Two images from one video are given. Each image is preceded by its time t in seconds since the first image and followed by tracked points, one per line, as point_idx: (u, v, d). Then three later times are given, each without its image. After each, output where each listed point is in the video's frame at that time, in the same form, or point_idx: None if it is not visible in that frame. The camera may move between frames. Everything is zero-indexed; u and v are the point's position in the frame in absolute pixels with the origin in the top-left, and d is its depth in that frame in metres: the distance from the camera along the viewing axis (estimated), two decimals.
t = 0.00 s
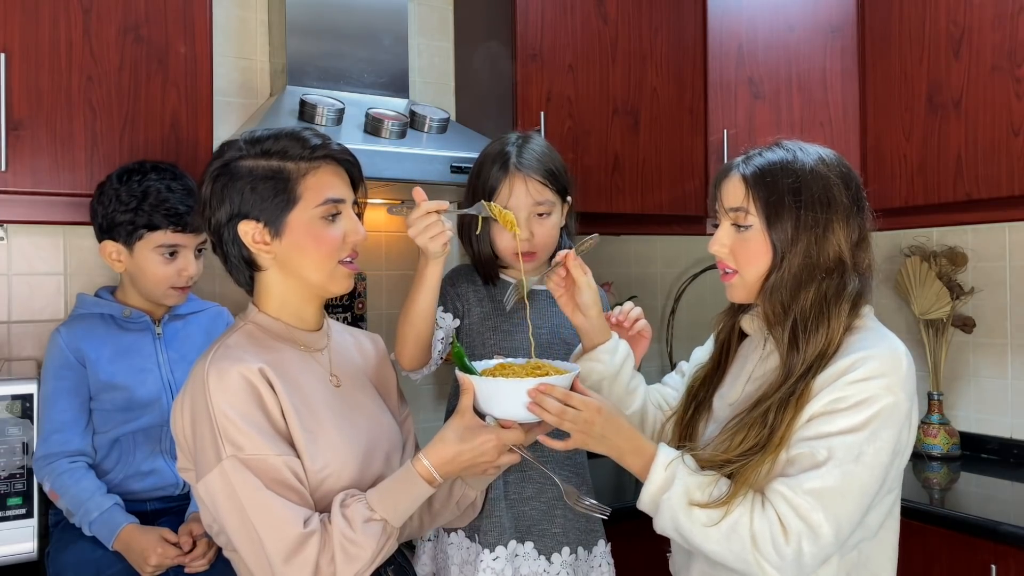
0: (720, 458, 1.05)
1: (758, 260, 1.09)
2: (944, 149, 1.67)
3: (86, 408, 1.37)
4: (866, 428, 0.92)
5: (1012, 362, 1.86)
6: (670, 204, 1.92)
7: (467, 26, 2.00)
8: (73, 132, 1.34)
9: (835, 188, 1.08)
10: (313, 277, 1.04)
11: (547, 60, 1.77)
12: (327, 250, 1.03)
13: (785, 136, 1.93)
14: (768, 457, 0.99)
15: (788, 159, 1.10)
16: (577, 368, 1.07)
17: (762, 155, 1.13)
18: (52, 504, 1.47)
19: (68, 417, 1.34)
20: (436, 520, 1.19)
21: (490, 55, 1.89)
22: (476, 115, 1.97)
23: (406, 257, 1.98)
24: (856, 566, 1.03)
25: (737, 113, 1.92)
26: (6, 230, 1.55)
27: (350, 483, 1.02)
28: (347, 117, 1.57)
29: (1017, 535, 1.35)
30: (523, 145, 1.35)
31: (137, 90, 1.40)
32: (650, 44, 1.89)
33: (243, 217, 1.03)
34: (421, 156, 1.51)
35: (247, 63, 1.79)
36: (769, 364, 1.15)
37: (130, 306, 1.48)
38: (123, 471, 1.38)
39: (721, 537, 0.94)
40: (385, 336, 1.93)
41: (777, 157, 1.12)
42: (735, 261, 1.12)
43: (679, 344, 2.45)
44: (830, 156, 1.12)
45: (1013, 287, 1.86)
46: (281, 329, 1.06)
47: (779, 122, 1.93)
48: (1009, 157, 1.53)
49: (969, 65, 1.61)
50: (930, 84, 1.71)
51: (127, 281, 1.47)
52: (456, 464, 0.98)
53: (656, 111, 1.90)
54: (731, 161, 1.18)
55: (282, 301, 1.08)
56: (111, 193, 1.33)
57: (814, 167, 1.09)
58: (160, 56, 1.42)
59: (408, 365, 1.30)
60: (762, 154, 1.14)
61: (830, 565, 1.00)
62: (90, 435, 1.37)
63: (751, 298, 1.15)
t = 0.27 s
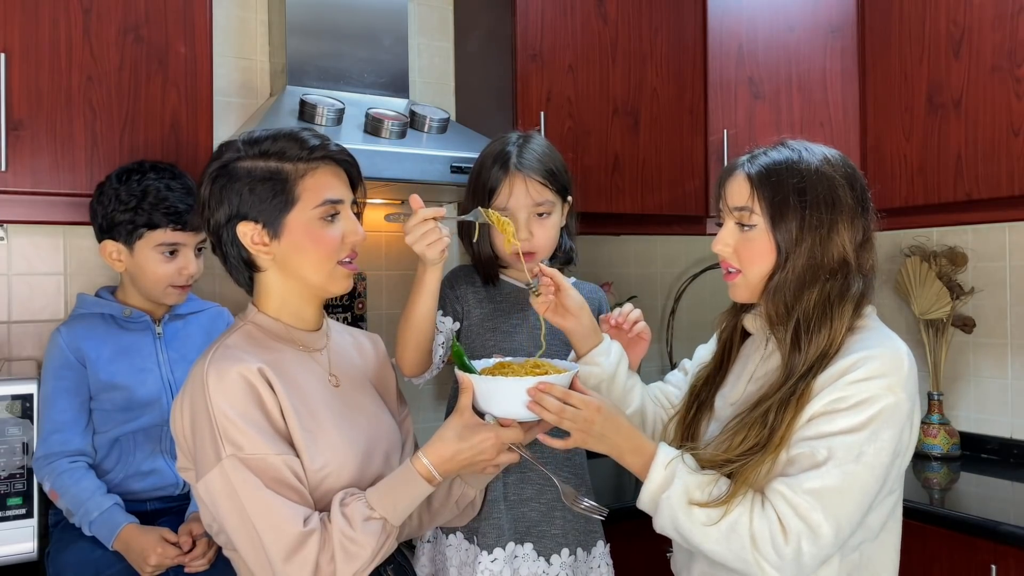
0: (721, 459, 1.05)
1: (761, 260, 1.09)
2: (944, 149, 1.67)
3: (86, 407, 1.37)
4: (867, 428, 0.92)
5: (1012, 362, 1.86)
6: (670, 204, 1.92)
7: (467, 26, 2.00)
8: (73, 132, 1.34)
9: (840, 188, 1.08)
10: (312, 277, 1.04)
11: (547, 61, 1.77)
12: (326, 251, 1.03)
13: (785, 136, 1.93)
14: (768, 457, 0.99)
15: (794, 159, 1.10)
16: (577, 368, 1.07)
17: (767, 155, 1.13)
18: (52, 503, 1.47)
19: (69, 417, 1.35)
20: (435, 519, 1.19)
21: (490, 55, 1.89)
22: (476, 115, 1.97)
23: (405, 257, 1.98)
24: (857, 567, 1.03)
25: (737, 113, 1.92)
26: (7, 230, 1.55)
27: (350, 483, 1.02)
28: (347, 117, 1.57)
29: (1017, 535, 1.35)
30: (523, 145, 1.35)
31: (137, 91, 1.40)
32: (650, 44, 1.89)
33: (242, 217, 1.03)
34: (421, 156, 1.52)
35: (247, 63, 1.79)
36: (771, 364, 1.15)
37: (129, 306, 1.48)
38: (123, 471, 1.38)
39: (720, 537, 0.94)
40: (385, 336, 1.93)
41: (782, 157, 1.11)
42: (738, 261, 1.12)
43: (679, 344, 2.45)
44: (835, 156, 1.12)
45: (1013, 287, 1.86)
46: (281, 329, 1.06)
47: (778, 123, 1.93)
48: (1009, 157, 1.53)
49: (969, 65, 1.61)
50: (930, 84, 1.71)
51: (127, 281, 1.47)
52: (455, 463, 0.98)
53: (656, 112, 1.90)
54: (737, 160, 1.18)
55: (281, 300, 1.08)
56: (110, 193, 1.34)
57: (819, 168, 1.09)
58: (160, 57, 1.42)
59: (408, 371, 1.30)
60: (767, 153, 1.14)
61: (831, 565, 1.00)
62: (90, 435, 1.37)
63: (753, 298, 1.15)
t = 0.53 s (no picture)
0: (723, 459, 1.05)
1: (763, 260, 1.09)
2: (944, 149, 1.67)
3: (86, 407, 1.37)
4: (868, 429, 0.92)
5: (1012, 362, 1.86)
6: (670, 204, 1.92)
7: (467, 26, 2.00)
8: (73, 132, 1.34)
9: (840, 188, 1.08)
10: (312, 278, 1.04)
11: (547, 61, 1.77)
12: (325, 252, 1.03)
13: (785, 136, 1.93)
14: (770, 457, 0.99)
15: (794, 158, 1.10)
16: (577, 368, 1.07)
17: (767, 155, 1.13)
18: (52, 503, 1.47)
19: (69, 416, 1.34)
20: (436, 519, 1.19)
21: (490, 55, 1.89)
22: (476, 115, 1.97)
23: (406, 257, 1.98)
24: (859, 567, 1.03)
25: (737, 113, 1.92)
26: (6, 230, 1.55)
27: (350, 482, 1.02)
28: (347, 117, 1.57)
29: (1017, 535, 1.35)
30: (524, 145, 1.35)
31: (137, 91, 1.40)
32: (650, 44, 1.89)
33: (242, 219, 1.03)
34: (421, 156, 1.52)
35: (247, 63, 1.79)
36: (774, 364, 1.15)
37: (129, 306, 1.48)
38: (123, 471, 1.38)
39: (722, 537, 0.94)
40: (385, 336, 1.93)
41: (783, 157, 1.11)
42: (740, 262, 1.12)
43: (679, 344, 2.45)
44: (836, 156, 1.12)
45: (1013, 287, 1.86)
46: (281, 330, 1.06)
47: (778, 122, 1.93)
48: (1009, 157, 1.53)
49: (969, 65, 1.61)
50: (930, 84, 1.71)
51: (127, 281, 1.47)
52: (455, 462, 0.98)
53: (656, 112, 1.90)
54: (737, 160, 1.17)
55: (282, 301, 1.08)
56: (110, 193, 1.34)
57: (820, 167, 1.09)
58: (160, 57, 1.42)
59: (409, 376, 1.33)
60: (768, 154, 1.14)
61: (833, 566, 1.00)
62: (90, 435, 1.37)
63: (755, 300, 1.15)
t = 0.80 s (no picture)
0: (728, 460, 1.05)
1: (766, 261, 1.09)
2: (944, 149, 1.67)
3: (86, 408, 1.37)
4: (873, 430, 0.92)
5: (1012, 362, 1.86)
6: (670, 204, 1.92)
7: (467, 26, 2.00)
8: (73, 132, 1.34)
9: (845, 190, 1.08)
10: (313, 279, 1.05)
11: (548, 61, 1.77)
12: (327, 254, 1.03)
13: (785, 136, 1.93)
14: (775, 458, 0.99)
15: (798, 158, 1.10)
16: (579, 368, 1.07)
17: (771, 155, 1.13)
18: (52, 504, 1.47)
19: (69, 417, 1.34)
20: (437, 519, 1.19)
21: (490, 55, 1.89)
22: (476, 115, 1.97)
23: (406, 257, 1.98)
24: (863, 568, 1.03)
25: (737, 113, 1.92)
26: (6, 230, 1.55)
27: (352, 482, 1.02)
28: (347, 117, 1.57)
29: (1017, 535, 1.35)
30: (525, 145, 1.36)
31: (137, 91, 1.40)
32: (650, 44, 1.89)
33: (244, 220, 1.03)
34: (421, 156, 1.52)
35: (247, 63, 1.79)
36: (778, 365, 1.15)
37: (129, 306, 1.48)
38: (124, 471, 1.38)
39: (726, 537, 0.94)
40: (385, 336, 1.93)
41: (788, 156, 1.11)
42: (745, 262, 1.12)
43: (679, 344, 2.45)
44: (841, 157, 1.12)
45: (1013, 286, 1.86)
46: (283, 330, 1.06)
47: (779, 122, 1.93)
48: (1009, 156, 1.53)
49: (969, 65, 1.61)
50: (930, 84, 1.71)
51: (127, 280, 1.47)
52: (456, 462, 0.98)
53: (656, 111, 1.90)
54: (739, 162, 1.18)
55: (283, 302, 1.08)
56: (108, 191, 1.34)
57: (824, 168, 1.09)
58: (160, 57, 1.42)
59: (414, 381, 1.32)
60: (771, 154, 1.14)
61: (836, 566, 1.00)
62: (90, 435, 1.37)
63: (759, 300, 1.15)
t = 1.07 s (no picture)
0: (727, 464, 1.05)
1: (766, 254, 1.10)
2: (944, 149, 1.67)
3: (85, 408, 1.37)
4: (876, 431, 0.92)
5: (1012, 362, 1.86)
6: (670, 204, 1.92)
7: (467, 26, 2.00)
8: (73, 132, 1.34)
9: (855, 192, 1.08)
10: (318, 280, 1.04)
11: (548, 61, 1.77)
12: (332, 253, 1.03)
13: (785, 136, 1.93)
14: (778, 464, 0.98)
15: (814, 159, 1.10)
16: (580, 368, 1.07)
17: (788, 151, 1.14)
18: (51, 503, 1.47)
19: (68, 417, 1.34)
20: (439, 519, 1.19)
21: (490, 55, 1.89)
22: (476, 115, 1.97)
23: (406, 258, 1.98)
24: (867, 568, 1.03)
25: (737, 113, 1.92)
26: (6, 230, 1.55)
27: (354, 482, 1.02)
28: (347, 117, 1.57)
29: (1017, 535, 1.35)
30: (526, 146, 1.36)
31: (137, 91, 1.40)
32: (650, 44, 1.89)
33: (250, 218, 1.03)
34: (421, 156, 1.52)
35: (247, 63, 1.79)
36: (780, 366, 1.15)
37: (129, 306, 1.48)
38: (123, 471, 1.38)
39: (729, 539, 0.94)
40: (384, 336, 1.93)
41: (800, 155, 1.12)
42: (743, 250, 1.13)
43: (679, 344, 2.45)
44: (855, 163, 1.12)
45: (1013, 286, 1.86)
46: (286, 330, 1.06)
47: (779, 122, 1.93)
48: (1009, 156, 1.53)
49: (969, 64, 1.61)
50: (930, 83, 1.71)
51: (125, 279, 1.47)
52: (457, 462, 0.98)
53: (656, 112, 1.90)
54: (756, 154, 1.18)
55: (285, 302, 1.08)
56: (107, 192, 1.34)
57: (835, 168, 1.09)
58: (160, 57, 1.42)
59: (419, 395, 1.33)
60: (788, 150, 1.14)
61: (839, 566, 1.00)
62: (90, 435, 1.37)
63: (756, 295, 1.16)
